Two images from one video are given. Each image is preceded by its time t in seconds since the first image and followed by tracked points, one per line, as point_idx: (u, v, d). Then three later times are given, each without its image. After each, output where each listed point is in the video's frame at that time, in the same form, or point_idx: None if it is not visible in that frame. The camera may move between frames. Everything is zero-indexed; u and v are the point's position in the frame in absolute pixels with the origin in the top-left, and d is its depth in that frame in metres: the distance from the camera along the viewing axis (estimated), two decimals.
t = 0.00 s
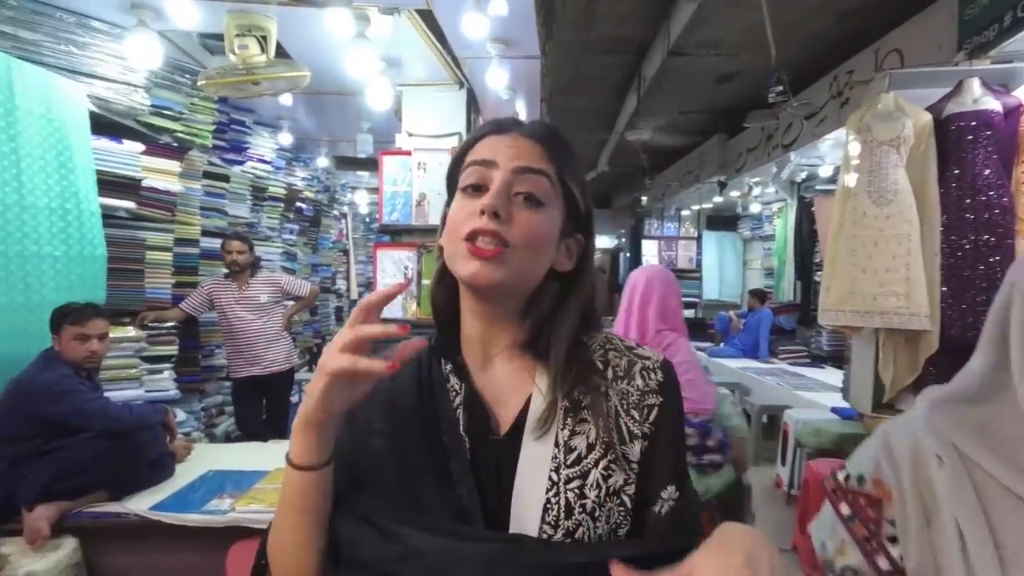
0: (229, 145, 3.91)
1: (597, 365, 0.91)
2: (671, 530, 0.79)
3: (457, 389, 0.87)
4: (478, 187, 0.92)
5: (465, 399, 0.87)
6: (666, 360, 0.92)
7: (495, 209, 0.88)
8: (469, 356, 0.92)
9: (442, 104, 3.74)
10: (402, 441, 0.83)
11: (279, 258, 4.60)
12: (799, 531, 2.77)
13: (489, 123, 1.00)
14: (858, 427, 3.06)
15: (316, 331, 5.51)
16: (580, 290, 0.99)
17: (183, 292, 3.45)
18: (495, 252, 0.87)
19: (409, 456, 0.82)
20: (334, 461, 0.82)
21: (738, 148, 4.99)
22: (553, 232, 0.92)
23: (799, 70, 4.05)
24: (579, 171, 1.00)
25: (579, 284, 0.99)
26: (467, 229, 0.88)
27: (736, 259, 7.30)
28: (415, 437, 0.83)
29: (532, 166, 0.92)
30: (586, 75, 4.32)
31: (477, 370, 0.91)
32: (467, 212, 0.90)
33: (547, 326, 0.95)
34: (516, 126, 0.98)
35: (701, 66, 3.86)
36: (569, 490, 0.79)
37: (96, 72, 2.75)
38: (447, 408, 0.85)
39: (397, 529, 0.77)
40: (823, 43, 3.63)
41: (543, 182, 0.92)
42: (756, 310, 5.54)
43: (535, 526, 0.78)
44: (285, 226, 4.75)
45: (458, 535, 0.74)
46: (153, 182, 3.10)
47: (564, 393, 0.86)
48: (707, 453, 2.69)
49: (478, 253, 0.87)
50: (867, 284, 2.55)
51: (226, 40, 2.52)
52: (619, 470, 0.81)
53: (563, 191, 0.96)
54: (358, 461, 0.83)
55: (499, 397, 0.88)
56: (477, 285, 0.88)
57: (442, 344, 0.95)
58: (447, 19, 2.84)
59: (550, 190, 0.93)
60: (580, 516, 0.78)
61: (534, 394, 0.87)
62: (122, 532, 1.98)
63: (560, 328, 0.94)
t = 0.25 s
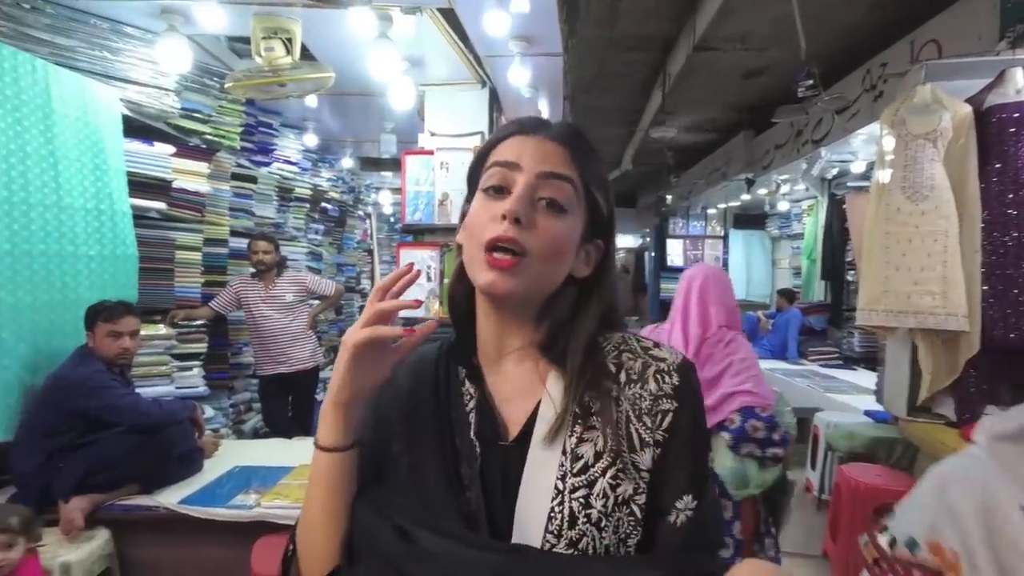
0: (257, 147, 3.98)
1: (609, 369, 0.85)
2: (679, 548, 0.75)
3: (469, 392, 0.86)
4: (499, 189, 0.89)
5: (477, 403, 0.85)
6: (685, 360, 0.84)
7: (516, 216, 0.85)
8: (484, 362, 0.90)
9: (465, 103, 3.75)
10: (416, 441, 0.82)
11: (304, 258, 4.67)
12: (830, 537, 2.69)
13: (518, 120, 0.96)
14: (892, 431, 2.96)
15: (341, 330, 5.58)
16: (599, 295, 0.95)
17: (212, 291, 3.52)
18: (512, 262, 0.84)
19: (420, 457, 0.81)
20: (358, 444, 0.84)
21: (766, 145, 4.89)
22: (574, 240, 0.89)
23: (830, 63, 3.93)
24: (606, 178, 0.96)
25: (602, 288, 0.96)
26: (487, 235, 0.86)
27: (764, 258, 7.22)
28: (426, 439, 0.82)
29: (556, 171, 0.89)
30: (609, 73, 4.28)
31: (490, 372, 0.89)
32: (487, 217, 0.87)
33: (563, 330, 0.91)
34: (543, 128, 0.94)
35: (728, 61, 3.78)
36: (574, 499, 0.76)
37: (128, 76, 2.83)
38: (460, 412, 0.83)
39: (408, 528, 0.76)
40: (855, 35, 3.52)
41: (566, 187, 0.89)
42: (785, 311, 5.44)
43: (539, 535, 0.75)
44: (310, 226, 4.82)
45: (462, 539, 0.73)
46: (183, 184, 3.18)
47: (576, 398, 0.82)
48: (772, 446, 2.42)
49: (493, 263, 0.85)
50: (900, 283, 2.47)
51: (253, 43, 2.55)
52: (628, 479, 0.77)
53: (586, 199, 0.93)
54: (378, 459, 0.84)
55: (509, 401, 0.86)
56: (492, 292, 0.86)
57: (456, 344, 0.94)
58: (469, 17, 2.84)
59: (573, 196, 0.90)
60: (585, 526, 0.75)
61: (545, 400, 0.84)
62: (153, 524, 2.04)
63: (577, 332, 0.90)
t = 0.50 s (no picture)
0: (284, 149, 4.05)
1: (637, 366, 0.81)
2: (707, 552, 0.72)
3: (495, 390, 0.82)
4: (522, 175, 0.85)
5: (503, 399, 0.81)
6: (716, 357, 0.80)
7: (532, 200, 0.80)
8: (509, 358, 0.86)
9: (488, 103, 3.74)
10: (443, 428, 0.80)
11: (331, 258, 4.73)
12: (865, 545, 2.61)
13: (545, 109, 0.91)
14: (930, 436, 2.86)
15: (366, 330, 5.64)
16: (628, 294, 0.90)
17: (242, 291, 3.59)
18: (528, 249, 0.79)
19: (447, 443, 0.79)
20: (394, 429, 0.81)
21: (795, 142, 4.77)
22: (598, 232, 0.84)
23: (862, 56, 3.82)
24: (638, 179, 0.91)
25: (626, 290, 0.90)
26: (504, 220, 0.81)
27: (793, 257, 7.08)
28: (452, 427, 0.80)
29: (583, 158, 0.84)
30: (633, 71, 4.23)
31: (511, 373, 0.84)
32: (507, 203, 0.83)
33: (589, 328, 0.87)
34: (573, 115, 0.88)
35: (755, 56, 3.70)
36: (601, 500, 0.72)
37: (161, 82, 2.91)
38: (484, 407, 0.80)
39: (433, 526, 0.73)
40: (890, 26, 3.40)
41: (591, 174, 0.83)
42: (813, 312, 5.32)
43: (564, 538, 0.72)
44: (336, 227, 4.88)
45: (490, 540, 0.70)
46: (213, 186, 3.22)
47: (602, 394, 0.77)
48: (822, 442, 2.30)
49: (509, 250, 0.80)
50: (938, 282, 2.37)
51: (281, 47, 2.61)
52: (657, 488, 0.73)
53: (615, 192, 0.87)
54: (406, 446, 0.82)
55: (531, 403, 0.81)
56: (508, 282, 0.81)
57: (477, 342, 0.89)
58: (492, 16, 2.83)
59: (598, 185, 0.84)
60: (611, 528, 0.71)
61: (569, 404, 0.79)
62: (184, 519, 2.08)
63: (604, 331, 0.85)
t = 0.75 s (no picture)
0: (302, 151, 4.08)
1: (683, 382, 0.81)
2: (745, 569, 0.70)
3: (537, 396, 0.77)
4: (565, 204, 0.79)
5: (545, 405, 0.76)
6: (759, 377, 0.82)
7: (582, 247, 0.75)
8: (547, 361, 0.82)
9: (505, 104, 3.73)
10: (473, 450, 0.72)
11: (348, 259, 4.76)
12: (891, 551, 2.54)
13: (589, 118, 0.81)
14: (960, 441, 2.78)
15: (383, 331, 5.67)
16: (681, 315, 0.87)
17: (260, 292, 3.63)
18: (577, 299, 0.77)
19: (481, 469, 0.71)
20: None
21: (816, 140, 4.69)
22: (650, 265, 0.80)
23: (886, 52, 3.74)
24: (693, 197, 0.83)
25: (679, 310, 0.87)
26: (551, 261, 0.77)
27: (814, 257, 6.96)
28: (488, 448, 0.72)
29: (632, 182, 0.77)
30: (650, 70, 4.19)
31: (555, 379, 0.80)
32: (551, 240, 0.78)
33: (638, 349, 0.83)
34: (617, 125, 0.79)
35: (775, 53, 3.64)
36: (650, 510, 0.70)
37: (183, 85, 2.94)
38: (524, 414, 0.74)
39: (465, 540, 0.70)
40: (916, 21, 3.32)
41: (643, 203, 0.77)
42: (836, 312, 5.13)
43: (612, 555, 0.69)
44: (354, 228, 4.91)
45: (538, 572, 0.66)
46: (232, 188, 3.24)
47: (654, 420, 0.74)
48: (863, 426, 2.21)
49: (558, 296, 0.78)
50: (969, 283, 2.30)
51: (299, 49, 2.62)
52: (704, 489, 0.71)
53: (669, 214, 0.81)
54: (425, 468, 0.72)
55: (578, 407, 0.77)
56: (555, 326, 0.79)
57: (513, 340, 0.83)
58: (509, 15, 2.82)
59: (652, 210, 0.78)
60: (660, 542, 0.70)
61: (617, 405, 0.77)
62: (204, 519, 2.10)
63: (654, 353, 0.82)
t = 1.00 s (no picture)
0: (310, 151, 4.07)
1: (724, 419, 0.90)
2: None
3: (582, 428, 0.85)
4: (606, 233, 0.85)
5: (593, 441, 0.85)
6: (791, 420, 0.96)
7: (638, 281, 0.80)
8: (593, 388, 0.90)
9: (513, 103, 3.70)
10: (520, 488, 0.82)
11: (355, 260, 4.75)
12: (909, 559, 2.47)
13: (613, 137, 0.87)
14: (979, 444, 2.71)
15: (390, 332, 5.66)
16: (735, 316, 0.96)
17: (268, 293, 3.62)
18: (637, 327, 0.82)
19: (530, 507, 0.81)
20: None
21: (830, 138, 4.62)
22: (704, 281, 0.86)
23: (902, 48, 3.66)
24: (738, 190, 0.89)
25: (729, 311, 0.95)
26: (604, 296, 0.83)
27: (826, 258, 6.86)
28: (534, 487, 0.82)
29: (677, 204, 0.83)
30: (661, 68, 4.14)
31: (604, 408, 0.89)
32: (602, 274, 0.83)
33: (682, 378, 0.93)
34: (647, 140, 0.85)
35: (787, 51, 3.59)
36: (701, 555, 0.81)
37: (191, 86, 2.94)
38: (575, 449, 0.84)
39: None
40: (933, 16, 3.24)
41: (694, 220, 0.83)
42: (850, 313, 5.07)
43: None
44: (361, 229, 4.90)
45: None
46: (240, 189, 3.24)
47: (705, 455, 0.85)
48: (892, 417, 2.51)
49: (617, 329, 0.83)
50: (991, 283, 2.24)
51: (306, 49, 2.60)
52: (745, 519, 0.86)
53: (717, 216, 0.86)
54: (472, 501, 0.82)
55: (630, 439, 0.88)
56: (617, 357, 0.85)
57: (562, 370, 0.91)
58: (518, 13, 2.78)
59: (702, 225, 0.84)
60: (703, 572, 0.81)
61: (667, 439, 0.87)
62: (211, 522, 2.09)
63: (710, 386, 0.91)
